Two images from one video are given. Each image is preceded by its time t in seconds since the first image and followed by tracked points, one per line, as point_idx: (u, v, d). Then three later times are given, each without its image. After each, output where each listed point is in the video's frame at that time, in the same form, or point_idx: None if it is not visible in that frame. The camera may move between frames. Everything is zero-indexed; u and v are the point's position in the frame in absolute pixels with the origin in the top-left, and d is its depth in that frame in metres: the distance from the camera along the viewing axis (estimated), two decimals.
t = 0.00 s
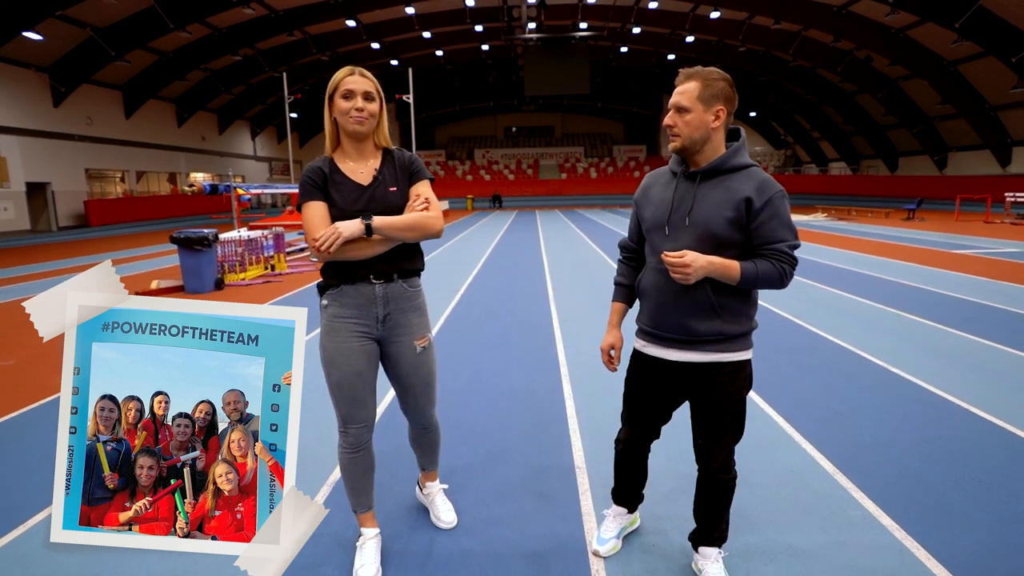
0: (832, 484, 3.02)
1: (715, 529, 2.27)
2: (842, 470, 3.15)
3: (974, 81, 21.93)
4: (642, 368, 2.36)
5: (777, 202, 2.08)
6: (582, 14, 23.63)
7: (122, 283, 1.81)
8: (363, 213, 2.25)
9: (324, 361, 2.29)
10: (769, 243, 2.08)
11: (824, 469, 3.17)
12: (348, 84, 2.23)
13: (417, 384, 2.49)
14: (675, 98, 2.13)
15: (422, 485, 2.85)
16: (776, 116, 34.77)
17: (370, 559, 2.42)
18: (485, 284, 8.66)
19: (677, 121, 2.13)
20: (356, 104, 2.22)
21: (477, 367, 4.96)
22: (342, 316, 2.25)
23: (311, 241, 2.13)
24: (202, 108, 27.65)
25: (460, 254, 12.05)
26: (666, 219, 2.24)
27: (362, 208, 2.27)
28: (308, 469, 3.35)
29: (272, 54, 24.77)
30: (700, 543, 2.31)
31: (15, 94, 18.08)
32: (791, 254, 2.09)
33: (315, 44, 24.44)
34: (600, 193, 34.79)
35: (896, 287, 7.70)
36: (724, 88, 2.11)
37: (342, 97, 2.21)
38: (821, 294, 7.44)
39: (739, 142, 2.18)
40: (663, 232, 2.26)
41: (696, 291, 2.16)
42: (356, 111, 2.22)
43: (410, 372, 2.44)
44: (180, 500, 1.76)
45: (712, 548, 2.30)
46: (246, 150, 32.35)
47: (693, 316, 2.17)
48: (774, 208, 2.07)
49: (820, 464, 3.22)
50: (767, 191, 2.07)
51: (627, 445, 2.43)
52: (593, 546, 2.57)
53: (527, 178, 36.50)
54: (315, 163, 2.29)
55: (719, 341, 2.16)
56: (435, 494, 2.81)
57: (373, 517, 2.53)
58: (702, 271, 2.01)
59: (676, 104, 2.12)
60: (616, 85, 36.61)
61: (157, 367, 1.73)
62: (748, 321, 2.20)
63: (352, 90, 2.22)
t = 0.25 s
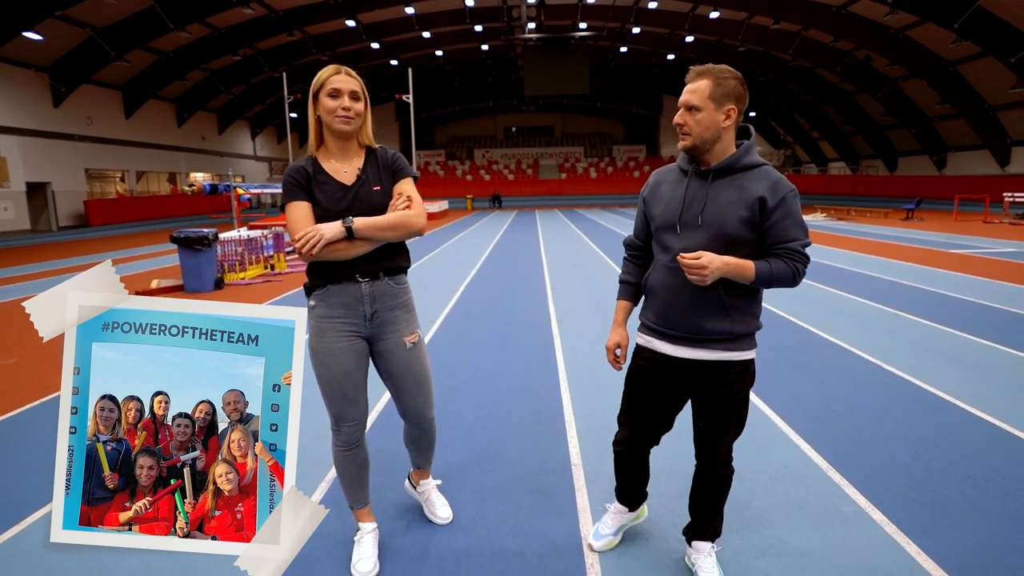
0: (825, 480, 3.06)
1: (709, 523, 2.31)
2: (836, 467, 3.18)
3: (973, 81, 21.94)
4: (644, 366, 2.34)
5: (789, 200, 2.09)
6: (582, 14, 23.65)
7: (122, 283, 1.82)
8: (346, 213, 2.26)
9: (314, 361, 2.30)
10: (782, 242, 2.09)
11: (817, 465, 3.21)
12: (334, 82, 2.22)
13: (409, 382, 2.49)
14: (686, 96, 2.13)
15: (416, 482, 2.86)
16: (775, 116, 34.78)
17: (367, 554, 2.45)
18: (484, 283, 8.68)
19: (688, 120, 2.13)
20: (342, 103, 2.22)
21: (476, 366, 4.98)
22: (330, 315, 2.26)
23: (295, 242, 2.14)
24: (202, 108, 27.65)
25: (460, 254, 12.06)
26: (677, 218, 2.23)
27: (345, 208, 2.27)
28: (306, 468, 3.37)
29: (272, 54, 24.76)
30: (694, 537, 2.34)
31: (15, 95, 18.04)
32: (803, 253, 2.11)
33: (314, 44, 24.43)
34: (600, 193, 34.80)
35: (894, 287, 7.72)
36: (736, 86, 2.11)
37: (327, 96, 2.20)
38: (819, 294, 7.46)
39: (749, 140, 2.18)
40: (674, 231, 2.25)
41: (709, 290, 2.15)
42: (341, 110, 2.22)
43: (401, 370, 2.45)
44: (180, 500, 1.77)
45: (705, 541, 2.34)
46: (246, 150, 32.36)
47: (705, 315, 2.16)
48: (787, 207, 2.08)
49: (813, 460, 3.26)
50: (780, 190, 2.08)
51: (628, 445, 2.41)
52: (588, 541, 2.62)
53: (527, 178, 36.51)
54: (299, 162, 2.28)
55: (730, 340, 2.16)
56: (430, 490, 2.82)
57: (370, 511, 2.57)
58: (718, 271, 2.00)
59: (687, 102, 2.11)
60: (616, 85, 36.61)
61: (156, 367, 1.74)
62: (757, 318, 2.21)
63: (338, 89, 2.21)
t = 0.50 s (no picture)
0: (819, 477, 3.10)
1: (703, 517, 2.35)
2: (830, 463, 3.23)
3: (972, 81, 21.94)
4: (643, 361, 2.33)
5: (789, 201, 2.10)
6: (582, 14, 23.65)
7: (121, 283, 1.83)
8: (338, 214, 2.26)
9: (308, 361, 2.30)
10: (781, 242, 2.10)
11: (811, 461, 3.25)
12: (331, 83, 2.23)
13: (404, 379, 2.47)
14: (687, 96, 2.14)
15: (414, 479, 2.87)
16: (775, 116, 34.79)
17: (366, 547, 2.50)
18: (484, 283, 8.69)
19: (690, 119, 2.14)
20: (340, 104, 2.24)
21: (475, 365, 5.01)
22: (321, 315, 2.27)
23: (289, 243, 2.14)
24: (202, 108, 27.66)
25: (459, 254, 12.08)
26: (677, 216, 2.23)
27: (335, 208, 2.27)
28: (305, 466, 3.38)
29: (271, 54, 24.76)
30: (688, 530, 2.40)
31: (15, 95, 18.03)
32: (801, 253, 2.12)
33: (314, 44, 24.44)
34: (599, 192, 34.82)
35: (892, 286, 7.74)
36: (737, 85, 2.11)
37: (325, 96, 2.22)
38: (817, 293, 7.47)
39: (750, 140, 2.19)
40: (674, 228, 2.25)
41: (709, 289, 2.16)
42: (340, 111, 2.24)
43: (395, 367, 2.43)
44: (180, 499, 1.77)
45: (699, 534, 2.39)
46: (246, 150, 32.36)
47: (703, 313, 2.17)
48: (787, 208, 2.09)
49: (807, 457, 3.31)
50: (780, 192, 2.09)
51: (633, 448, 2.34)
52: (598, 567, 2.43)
53: (526, 178, 36.52)
54: (287, 163, 2.27)
55: (726, 338, 2.17)
56: (428, 487, 2.85)
57: (369, 506, 2.62)
58: (718, 272, 2.00)
59: (688, 101, 2.12)
60: (616, 84, 36.62)
61: (157, 367, 1.75)
62: (752, 316, 2.22)
63: (335, 90, 2.23)
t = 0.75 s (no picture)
0: (813, 473, 3.13)
1: (697, 509, 2.39)
2: (824, 459, 3.27)
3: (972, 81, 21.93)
4: (635, 361, 2.31)
5: (778, 203, 2.11)
6: (581, 14, 23.66)
7: (54, 283, 1.87)
8: (339, 213, 2.27)
9: (306, 358, 2.31)
10: (770, 243, 2.11)
11: (806, 458, 3.29)
12: (345, 85, 2.26)
13: (400, 376, 2.43)
14: (679, 96, 2.14)
15: (423, 506, 2.71)
16: (775, 116, 34.80)
17: (365, 541, 2.52)
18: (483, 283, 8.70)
19: (682, 119, 2.14)
20: (354, 106, 2.27)
21: (473, 364, 5.02)
22: (320, 313, 2.28)
23: (290, 241, 2.13)
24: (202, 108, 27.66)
25: (459, 254, 12.08)
26: (668, 215, 2.23)
27: (336, 208, 2.28)
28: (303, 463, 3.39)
29: (271, 54, 24.78)
30: (682, 523, 2.43)
31: (16, 95, 18.03)
32: (789, 254, 2.13)
33: (314, 44, 24.44)
34: (599, 192, 34.83)
35: (890, 286, 7.76)
36: (728, 85, 2.12)
37: (340, 96, 2.23)
38: (816, 293, 7.48)
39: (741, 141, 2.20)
40: (664, 227, 2.25)
41: (697, 288, 2.16)
42: (353, 113, 2.27)
43: (390, 363, 2.41)
44: (112, 499, 1.86)
45: (693, 527, 2.42)
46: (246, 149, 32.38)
47: (691, 311, 2.17)
48: (776, 210, 2.10)
49: (801, 453, 3.34)
50: (769, 193, 2.10)
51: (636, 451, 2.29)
52: None
53: (524, 178, 36.54)
54: (287, 159, 2.24)
55: (715, 336, 2.18)
56: (438, 512, 2.66)
57: (368, 501, 2.63)
58: (706, 271, 2.01)
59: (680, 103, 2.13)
60: (616, 84, 36.63)
61: (89, 367, 1.79)
62: (741, 315, 2.23)
63: (350, 91, 2.26)
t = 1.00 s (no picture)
0: (807, 471, 3.17)
1: (691, 503, 2.40)
2: (817, 455, 3.32)
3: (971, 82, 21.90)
4: (626, 364, 2.31)
5: (762, 201, 2.13)
6: (581, 14, 23.68)
7: None
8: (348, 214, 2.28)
9: (309, 355, 2.32)
10: (755, 241, 2.13)
11: (800, 455, 3.33)
12: (354, 85, 2.28)
13: (398, 376, 2.40)
14: (662, 98, 2.15)
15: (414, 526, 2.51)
16: (774, 117, 34.85)
17: (366, 534, 2.55)
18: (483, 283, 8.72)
19: (666, 119, 2.15)
20: (364, 106, 2.29)
21: (472, 362, 5.05)
22: (323, 311, 2.29)
23: (301, 241, 2.14)
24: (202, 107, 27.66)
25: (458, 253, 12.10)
26: (654, 215, 2.24)
27: (345, 209, 2.29)
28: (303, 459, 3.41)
29: (272, 53, 24.80)
30: (677, 518, 2.44)
31: (16, 93, 18.03)
32: (774, 251, 2.15)
33: (314, 44, 24.46)
34: (598, 193, 34.87)
35: (887, 286, 7.79)
36: (711, 85, 2.14)
37: (350, 96, 2.25)
38: (813, 293, 7.51)
39: (725, 140, 2.21)
40: (650, 227, 2.26)
41: (685, 288, 2.17)
42: (363, 113, 2.29)
43: (386, 360, 2.37)
44: None
45: (687, 521, 2.43)
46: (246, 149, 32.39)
47: (681, 311, 2.18)
48: (760, 207, 2.12)
49: (796, 451, 3.39)
50: (753, 191, 2.12)
51: (628, 453, 2.30)
52: None
53: (524, 178, 36.56)
54: (296, 158, 2.23)
55: (704, 335, 2.19)
56: (428, 531, 2.45)
57: (369, 494, 2.66)
58: (693, 270, 2.02)
59: (664, 103, 2.14)
60: (615, 85, 36.66)
61: None
62: (729, 314, 2.25)
63: (358, 91, 2.28)
